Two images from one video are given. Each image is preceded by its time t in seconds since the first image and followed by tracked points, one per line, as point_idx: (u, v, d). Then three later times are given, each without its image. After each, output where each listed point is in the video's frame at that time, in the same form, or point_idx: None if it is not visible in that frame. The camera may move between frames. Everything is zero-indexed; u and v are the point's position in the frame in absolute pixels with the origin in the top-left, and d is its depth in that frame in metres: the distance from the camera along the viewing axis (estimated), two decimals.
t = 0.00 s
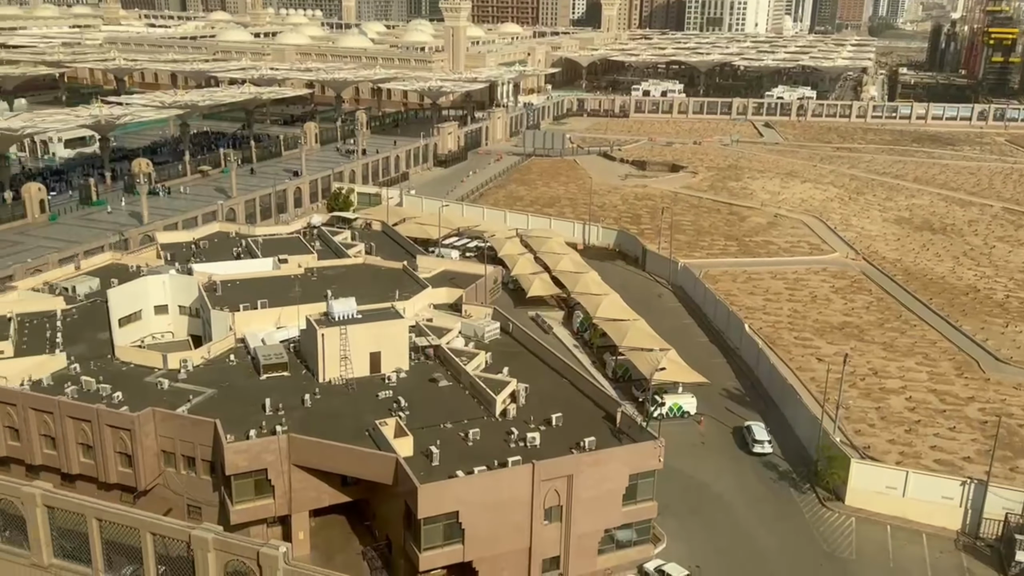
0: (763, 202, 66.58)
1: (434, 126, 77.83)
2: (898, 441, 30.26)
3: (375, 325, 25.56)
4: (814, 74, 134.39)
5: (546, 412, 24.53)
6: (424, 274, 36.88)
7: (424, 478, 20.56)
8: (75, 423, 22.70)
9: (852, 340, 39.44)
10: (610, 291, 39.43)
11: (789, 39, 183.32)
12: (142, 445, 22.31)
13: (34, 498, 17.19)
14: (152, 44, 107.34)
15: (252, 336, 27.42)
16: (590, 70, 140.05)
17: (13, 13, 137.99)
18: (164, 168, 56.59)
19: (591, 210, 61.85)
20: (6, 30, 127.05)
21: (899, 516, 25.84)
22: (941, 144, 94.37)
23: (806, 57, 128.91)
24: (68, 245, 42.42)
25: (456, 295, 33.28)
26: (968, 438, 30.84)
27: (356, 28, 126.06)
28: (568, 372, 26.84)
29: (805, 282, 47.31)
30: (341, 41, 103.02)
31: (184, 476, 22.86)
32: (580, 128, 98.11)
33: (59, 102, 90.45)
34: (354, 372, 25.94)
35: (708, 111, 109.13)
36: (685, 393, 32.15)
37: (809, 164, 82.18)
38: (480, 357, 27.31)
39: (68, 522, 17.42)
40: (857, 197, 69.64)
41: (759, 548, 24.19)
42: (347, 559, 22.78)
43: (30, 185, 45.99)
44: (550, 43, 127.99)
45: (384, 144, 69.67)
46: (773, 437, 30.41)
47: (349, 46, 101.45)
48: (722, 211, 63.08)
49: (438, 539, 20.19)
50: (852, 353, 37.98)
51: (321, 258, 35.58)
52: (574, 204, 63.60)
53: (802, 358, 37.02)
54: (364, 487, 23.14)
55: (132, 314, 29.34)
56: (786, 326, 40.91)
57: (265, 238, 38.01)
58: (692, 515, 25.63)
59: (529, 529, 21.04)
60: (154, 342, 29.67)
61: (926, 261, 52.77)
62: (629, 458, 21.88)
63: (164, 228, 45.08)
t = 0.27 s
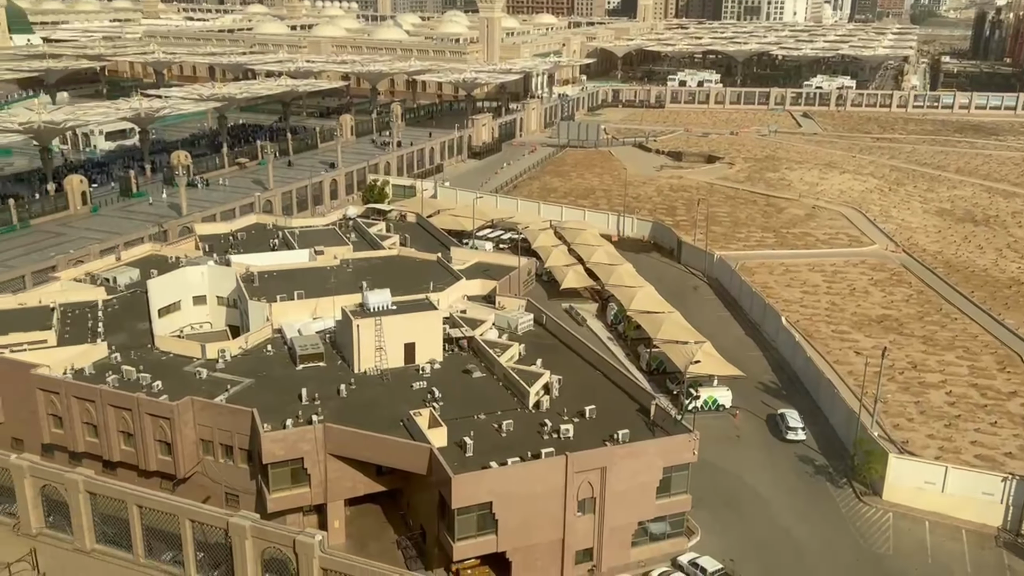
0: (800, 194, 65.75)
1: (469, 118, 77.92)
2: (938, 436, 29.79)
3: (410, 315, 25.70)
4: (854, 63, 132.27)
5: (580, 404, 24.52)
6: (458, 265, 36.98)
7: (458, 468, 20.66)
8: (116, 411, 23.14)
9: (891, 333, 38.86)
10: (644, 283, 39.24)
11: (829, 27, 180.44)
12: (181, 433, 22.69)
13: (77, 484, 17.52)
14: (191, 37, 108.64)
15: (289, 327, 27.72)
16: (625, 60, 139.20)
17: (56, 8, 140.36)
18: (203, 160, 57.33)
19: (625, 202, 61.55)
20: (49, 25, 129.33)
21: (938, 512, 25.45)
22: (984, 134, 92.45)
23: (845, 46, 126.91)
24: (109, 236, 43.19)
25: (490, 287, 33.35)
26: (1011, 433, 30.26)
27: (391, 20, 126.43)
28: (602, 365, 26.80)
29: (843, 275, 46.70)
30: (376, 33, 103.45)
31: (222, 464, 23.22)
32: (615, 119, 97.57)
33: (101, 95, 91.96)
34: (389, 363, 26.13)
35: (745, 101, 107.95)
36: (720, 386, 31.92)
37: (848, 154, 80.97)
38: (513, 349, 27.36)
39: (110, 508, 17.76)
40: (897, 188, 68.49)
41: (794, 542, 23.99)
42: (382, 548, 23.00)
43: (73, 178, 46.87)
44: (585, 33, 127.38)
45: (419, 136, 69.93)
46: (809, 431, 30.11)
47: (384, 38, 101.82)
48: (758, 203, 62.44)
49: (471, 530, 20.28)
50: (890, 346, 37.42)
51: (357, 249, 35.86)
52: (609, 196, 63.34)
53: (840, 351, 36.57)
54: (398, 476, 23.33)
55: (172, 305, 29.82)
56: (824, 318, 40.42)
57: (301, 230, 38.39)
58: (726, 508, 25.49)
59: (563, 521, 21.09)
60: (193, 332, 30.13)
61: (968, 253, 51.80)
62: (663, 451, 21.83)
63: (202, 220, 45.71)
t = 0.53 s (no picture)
0: (833, 186, 64.96)
1: (497, 111, 77.88)
2: (973, 432, 29.35)
3: (438, 309, 25.81)
4: (888, 53, 130.27)
5: (609, 398, 24.48)
6: (487, 259, 37.04)
7: (487, 461, 20.72)
8: (150, 403, 23.50)
9: (925, 327, 38.32)
10: (673, 277, 39.03)
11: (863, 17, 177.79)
12: (214, 425, 22.99)
13: (111, 475, 17.83)
14: (222, 33, 109.56)
15: (319, 320, 27.94)
16: (655, 52, 138.27)
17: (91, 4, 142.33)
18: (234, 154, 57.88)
19: (655, 195, 61.21)
20: (84, 21, 131.21)
21: (972, 509, 25.12)
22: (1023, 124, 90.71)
23: (879, 36, 125.06)
24: (143, 230, 43.77)
25: (518, 280, 33.37)
26: None
27: (420, 13, 126.55)
28: (631, 359, 26.72)
29: (876, 268, 46.10)
30: (405, 27, 103.67)
31: (254, 455, 23.49)
32: (645, 112, 96.98)
33: (134, 90, 93.10)
34: (418, 356, 26.25)
35: (777, 92, 106.78)
36: (750, 380, 31.68)
37: (882, 146, 79.83)
38: (542, 342, 27.37)
39: (144, 497, 18.06)
40: (932, 180, 67.43)
41: (825, 538, 23.78)
42: (411, 539, 23.15)
43: (107, 172, 47.55)
44: (615, 25, 126.68)
45: (448, 130, 70.05)
46: (841, 426, 29.80)
47: (413, 32, 102.05)
48: (790, 195, 61.81)
49: (500, 522, 20.34)
50: (925, 340, 36.90)
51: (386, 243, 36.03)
52: (638, 189, 63.03)
53: (873, 345, 36.14)
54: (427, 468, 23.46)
55: (205, 298, 30.19)
56: (856, 312, 39.96)
57: (331, 223, 38.64)
58: (757, 503, 25.34)
59: (592, 514, 21.07)
60: (225, 325, 30.48)
61: (1005, 246, 50.89)
62: (693, 446, 21.72)
63: (233, 214, 46.18)
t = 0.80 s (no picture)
0: (860, 180, 64.26)
1: (521, 107, 77.82)
2: (1004, 429, 28.94)
3: (462, 305, 25.86)
4: (917, 45, 128.58)
5: (633, 395, 24.41)
6: (511, 255, 37.03)
7: (511, 457, 20.75)
8: (178, 398, 23.76)
9: (955, 323, 37.83)
10: (698, 272, 38.80)
11: (891, 9, 175.56)
12: (240, 420, 23.20)
13: (140, 470, 18.08)
14: (248, 31, 110.35)
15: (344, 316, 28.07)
16: (680, 46, 137.49)
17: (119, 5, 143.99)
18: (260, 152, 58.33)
19: (680, 190, 60.88)
20: (112, 22, 132.72)
21: (1003, 507, 24.81)
22: None
23: (907, 28, 123.43)
24: (170, 228, 44.23)
25: (542, 276, 33.34)
26: None
27: (444, 10, 126.68)
28: (655, 355, 26.63)
29: (904, 263, 45.55)
30: (429, 24, 103.85)
31: (280, 451, 23.68)
32: (669, 107, 96.46)
33: (162, 89, 94.02)
34: (442, 352, 26.31)
35: (803, 86, 105.80)
36: (776, 377, 31.46)
37: (910, 140, 78.83)
38: (566, 338, 27.33)
39: (172, 492, 18.28)
40: (962, 174, 66.49)
41: (853, 537, 23.56)
42: (435, 535, 23.24)
43: (135, 171, 48.10)
44: (638, 20, 126.07)
45: (472, 126, 70.12)
46: (869, 423, 29.49)
47: (436, 29, 102.21)
48: (816, 190, 61.23)
49: (524, 518, 20.37)
50: (954, 336, 36.44)
51: (410, 240, 36.13)
52: (662, 184, 62.72)
53: (901, 341, 35.74)
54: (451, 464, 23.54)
55: (232, 294, 30.44)
56: (884, 308, 39.52)
57: (356, 220, 38.83)
58: (783, 500, 25.16)
59: (616, 511, 21.03)
60: (252, 321, 30.72)
61: None
62: (719, 442, 21.61)
63: (259, 211, 46.52)
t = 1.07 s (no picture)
0: (884, 179, 63.67)
1: (541, 108, 77.80)
2: None
3: (483, 306, 25.91)
4: (941, 43, 127.20)
5: (654, 395, 24.33)
6: (531, 255, 37.05)
7: (531, 458, 20.75)
8: (201, 399, 23.97)
9: (981, 323, 37.39)
10: (720, 272, 38.58)
11: (915, 6, 173.67)
12: (263, 421, 23.36)
13: (164, 470, 18.29)
14: (269, 35, 111.03)
15: (365, 317, 28.19)
16: (701, 45, 136.83)
17: (143, 10, 145.53)
18: (282, 154, 58.71)
19: (701, 190, 60.60)
20: (136, 26, 134.09)
21: None
22: None
23: (932, 25, 122.12)
24: (193, 230, 44.62)
25: (562, 277, 33.33)
26: None
27: (463, 11, 126.86)
28: (677, 355, 26.52)
29: (929, 262, 45.08)
30: (449, 26, 104.03)
31: (302, 451, 23.81)
32: (690, 106, 96.04)
33: (185, 93, 94.91)
34: (463, 353, 26.36)
35: (826, 85, 104.95)
36: (799, 377, 31.24)
37: (935, 138, 77.97)
38: (586, 339, 27.28)
39: (196, 492, 18.45)
40: (987, 172, 65.70)
41: (877, 538, 23.35)
42: (457, 535, 23.28)
43: (159, 173, 48.59)
44: (659, 19, 125.59)
45: (493, 127, 70.19)
46: (894, 424, 29.21)
47: (456, 30, 102.39)
48: (839, 189, 60.72)
49: (545, 519, 20.35)
50: (980, 336, 36.01)
51: (431, 241, 36.25)
52: (683, 184, 62.47)
53: (925, 341, 35.38)
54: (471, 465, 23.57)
55: (254, 296, 30.66)
56: (909, 307, 39.13)
57: (377, 221, 39.00)
58: (806, 501, 25.00)
59: (637, 512, 20.98)
60: (274, 322, 30.93)
61: None
62: (740, 443, 21.51)
63: (281, 213, 46.81)
